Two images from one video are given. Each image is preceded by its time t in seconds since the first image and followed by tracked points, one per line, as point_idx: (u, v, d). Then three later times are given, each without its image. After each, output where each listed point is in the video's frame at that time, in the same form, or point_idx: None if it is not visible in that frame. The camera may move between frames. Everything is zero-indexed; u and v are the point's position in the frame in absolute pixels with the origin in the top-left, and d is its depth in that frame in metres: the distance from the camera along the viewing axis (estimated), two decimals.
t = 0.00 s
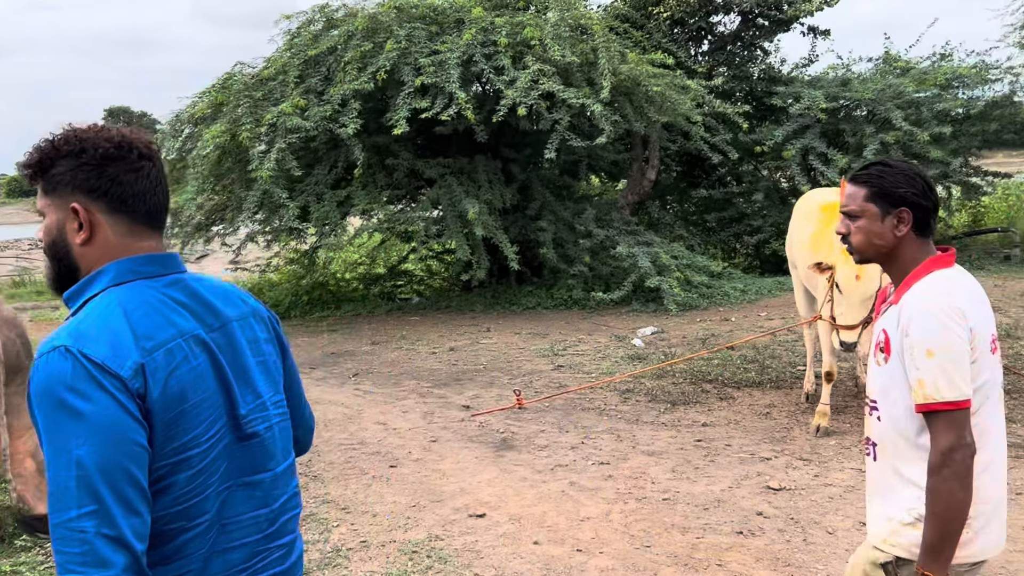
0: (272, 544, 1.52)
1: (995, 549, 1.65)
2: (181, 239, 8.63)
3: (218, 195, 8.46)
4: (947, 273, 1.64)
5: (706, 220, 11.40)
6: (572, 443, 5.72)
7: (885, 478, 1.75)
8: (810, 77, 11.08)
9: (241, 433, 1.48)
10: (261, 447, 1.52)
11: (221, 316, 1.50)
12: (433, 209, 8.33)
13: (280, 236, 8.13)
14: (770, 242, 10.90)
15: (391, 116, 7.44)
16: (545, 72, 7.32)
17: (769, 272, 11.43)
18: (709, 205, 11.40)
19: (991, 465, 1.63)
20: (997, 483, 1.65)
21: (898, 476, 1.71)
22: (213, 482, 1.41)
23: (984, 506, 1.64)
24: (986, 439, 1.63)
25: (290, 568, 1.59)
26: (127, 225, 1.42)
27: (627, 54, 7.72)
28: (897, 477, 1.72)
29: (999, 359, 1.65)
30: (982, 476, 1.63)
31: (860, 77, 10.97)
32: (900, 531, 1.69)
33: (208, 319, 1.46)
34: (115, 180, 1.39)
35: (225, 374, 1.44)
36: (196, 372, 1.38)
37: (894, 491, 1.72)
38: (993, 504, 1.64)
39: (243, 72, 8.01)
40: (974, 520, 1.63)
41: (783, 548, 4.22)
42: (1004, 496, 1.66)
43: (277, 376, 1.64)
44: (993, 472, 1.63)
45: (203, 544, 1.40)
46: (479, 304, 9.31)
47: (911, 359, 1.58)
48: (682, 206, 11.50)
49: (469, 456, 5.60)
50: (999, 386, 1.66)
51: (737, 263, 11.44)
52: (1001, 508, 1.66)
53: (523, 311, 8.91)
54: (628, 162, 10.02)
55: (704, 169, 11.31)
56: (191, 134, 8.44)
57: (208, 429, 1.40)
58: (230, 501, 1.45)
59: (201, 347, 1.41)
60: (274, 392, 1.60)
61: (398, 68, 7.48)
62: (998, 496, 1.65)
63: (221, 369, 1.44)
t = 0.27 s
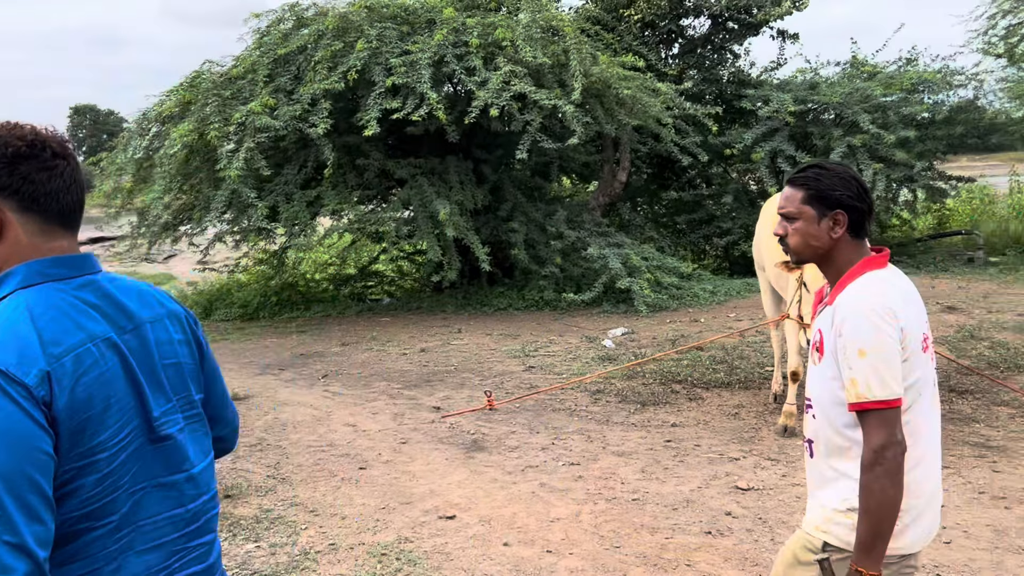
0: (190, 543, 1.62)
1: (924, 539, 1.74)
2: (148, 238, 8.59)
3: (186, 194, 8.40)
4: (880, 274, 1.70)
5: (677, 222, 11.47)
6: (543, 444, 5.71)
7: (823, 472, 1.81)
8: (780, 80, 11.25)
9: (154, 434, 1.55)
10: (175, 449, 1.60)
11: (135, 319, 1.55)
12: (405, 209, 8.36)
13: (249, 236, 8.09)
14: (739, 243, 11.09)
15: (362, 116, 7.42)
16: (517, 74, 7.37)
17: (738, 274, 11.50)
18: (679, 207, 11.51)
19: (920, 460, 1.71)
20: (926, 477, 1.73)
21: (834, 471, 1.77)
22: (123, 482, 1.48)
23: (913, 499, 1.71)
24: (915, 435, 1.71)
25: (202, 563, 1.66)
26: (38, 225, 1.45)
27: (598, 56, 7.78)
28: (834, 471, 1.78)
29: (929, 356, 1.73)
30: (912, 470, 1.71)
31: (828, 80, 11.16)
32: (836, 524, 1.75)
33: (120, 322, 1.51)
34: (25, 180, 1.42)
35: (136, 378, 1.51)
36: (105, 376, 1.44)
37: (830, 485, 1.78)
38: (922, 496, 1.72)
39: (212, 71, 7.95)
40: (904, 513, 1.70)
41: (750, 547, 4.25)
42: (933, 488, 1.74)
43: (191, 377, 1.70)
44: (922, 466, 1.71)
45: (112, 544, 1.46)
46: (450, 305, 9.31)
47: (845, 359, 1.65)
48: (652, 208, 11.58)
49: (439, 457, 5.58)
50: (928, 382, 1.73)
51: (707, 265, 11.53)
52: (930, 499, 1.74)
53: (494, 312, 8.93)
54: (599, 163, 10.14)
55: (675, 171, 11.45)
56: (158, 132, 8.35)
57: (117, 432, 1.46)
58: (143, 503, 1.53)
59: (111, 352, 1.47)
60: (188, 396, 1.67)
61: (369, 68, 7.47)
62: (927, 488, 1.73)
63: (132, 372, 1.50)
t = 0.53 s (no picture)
0: (107, 534, 1.61)
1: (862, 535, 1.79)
2: (115, 238, 8.50)
3: (155, 193, 8.33)
4: (815, 278, 1.73)
5: (648, 224, 11.52)
6: (515, 445, 5.70)
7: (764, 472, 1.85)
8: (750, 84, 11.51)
9: (68, 426, 1.53)
10: (90, 440, 1.57)
11: (48, 307, 1.52)
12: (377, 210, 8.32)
13: (217, 236, 8.04)
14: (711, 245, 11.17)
15: (333, 116, 7.39)
16: (490, 74, 7.42)
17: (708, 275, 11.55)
18: (651, 209, 11.58)
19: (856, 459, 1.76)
20: (863, 474, 1.78)
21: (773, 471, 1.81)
22: (30, 476, 1.47)
23: (850, 497, 1.77)
24: (852, 435, 1.76)
25: (124, 554, 1.66)
26: None
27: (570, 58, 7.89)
28: (773, 471, 1.82)
29: (864, 357, 1.77)
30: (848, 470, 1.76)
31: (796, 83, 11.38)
32: (776, 523, 1.80)
33: (30, 311, 1.49)
34: None
35: (47, 368, 1.48)
36: (9, 370, 1.42)
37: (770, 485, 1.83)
38: (859, 494, 1.77)
39: (181, 69, 7.88)
40: (841, 511, 1.76)
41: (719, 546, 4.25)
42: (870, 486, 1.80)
43: (113, 365, 1.67)
44: (859, 465, 1.76)
45: (21, 538, 1.46)
46: (422, 306, 9.30)
47: (782, 364, 1.68)
48: (624, 210, 11.66)
49: (411, 459, 5.54)
50: (864, 382, 1.78)
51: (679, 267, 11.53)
52: (868, 497, 1.79)
53: (466, 313, 8.95)
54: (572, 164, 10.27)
55: (646, 173, 11.59)
56: (126, 131, 8.32)
57: (21, 426, 1.44)
58: (56, 495, 1.52)
59: (20, 343, 1.44)
60: (105, 386, 1.64)
61: (341, 67, 7.43)
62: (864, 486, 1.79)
63: (40, 364, 1.47)
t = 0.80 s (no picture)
0: (28, 522, 1.64)
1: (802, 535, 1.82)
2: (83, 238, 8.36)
3: (125, 192, 8.25)
4: (752, 284, 1.74)
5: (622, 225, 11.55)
6: (488, 446, 5.68)
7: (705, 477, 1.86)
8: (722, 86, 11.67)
9: None
10: (11, 429, 1.61)
11: None
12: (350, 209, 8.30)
13: (188, 236, 7.99)
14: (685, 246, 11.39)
15: (306, 115, 7.38)
16: (464, 74, 7.49)
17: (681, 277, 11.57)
18: (625, 211, 11.62)
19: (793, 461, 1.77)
20: (800, 476, 1.81)
21: (714, 475, 1.82)
22: None
23: (789, 499, 1.79)
24: (789, 438, 1.78)
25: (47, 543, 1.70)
26: None
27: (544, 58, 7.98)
28: (713, 475, 1.83)
29: (800, 361, 1.78)
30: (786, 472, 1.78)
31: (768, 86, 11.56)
32: (718, 527, 1.81)
33: None
34: None
35: None
36: None
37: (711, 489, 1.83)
38: (797, 495, 1.80)
39: (151, 66, 7.79)
40: (779, 512, 1.78)
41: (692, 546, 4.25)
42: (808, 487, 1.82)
43: (36, 357, 1.72)
44: (796, 468, 1.78)
45: None
46: (396, 307, 9.29)
47: (719, 370, 1.68)
48: (597, 211, 11.72)
49: (383, 460, 5.50)
50: (800, 386, 1.80)
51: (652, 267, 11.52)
52: (805, 498, 1.81)
53: (440, 314, 8.96)
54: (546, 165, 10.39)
55: (620, 174, 11.70)
56: (94, 128, 8.19)
57: None
58: None
59: None
60: (26, 375, 1.67)
61: (314, 66, 7.43)
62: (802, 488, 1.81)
63: None
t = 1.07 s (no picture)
0: None
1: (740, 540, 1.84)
2: (52, 237, 8.28)
3: (96, 190, 8.16)
4: (695, 293, 1.73)
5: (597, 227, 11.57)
6: (464, 447, 5.65)
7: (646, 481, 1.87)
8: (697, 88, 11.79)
9: None
10: None
11: None
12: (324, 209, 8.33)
13: (159, 235, 7.91)
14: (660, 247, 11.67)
15: (281, 114, 7.35)
16: (440, 73, 7.53)
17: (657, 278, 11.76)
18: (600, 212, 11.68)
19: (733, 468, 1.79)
20: (739, 482, 1.83)
21: (655, 482, 1.82)
22: None
23: (729, 505, 1.81)
24: (729, 444, 1.79)
25: None
26: None
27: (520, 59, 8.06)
28: (654, 482, 1.83)
29: (741, 369, 1.79)
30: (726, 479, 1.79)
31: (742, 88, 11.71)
32: (658, 533, 1.82)
33: None
34: None
35: None
36: None
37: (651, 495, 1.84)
38: (736, 501, 1.82)
39: (122, 63, 7.71)
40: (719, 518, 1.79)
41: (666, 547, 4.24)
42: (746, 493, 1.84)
43: None
44: (736, 474, 1.80)
45: None
46: (371, 308, 9.29)
47: (662, 380, 1.67)
48: (573, 212, 11.74)
49: (358, 462, 5.45)
50: (740, 394, 1.81)
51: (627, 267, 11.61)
52: (744, 504, 1.83)
53: (415, 314, 8.97)
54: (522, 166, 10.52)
55: (596, 175, 11.74)
56: (64, 126, 8.22)
57: None
58: None
59: None
60: None
61: (289, 64, 7.40)
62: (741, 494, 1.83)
63: None
